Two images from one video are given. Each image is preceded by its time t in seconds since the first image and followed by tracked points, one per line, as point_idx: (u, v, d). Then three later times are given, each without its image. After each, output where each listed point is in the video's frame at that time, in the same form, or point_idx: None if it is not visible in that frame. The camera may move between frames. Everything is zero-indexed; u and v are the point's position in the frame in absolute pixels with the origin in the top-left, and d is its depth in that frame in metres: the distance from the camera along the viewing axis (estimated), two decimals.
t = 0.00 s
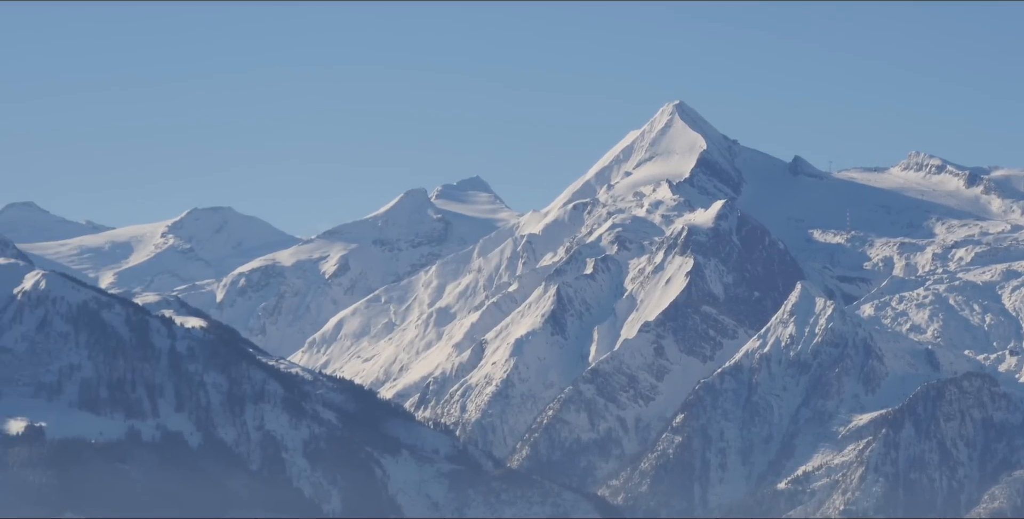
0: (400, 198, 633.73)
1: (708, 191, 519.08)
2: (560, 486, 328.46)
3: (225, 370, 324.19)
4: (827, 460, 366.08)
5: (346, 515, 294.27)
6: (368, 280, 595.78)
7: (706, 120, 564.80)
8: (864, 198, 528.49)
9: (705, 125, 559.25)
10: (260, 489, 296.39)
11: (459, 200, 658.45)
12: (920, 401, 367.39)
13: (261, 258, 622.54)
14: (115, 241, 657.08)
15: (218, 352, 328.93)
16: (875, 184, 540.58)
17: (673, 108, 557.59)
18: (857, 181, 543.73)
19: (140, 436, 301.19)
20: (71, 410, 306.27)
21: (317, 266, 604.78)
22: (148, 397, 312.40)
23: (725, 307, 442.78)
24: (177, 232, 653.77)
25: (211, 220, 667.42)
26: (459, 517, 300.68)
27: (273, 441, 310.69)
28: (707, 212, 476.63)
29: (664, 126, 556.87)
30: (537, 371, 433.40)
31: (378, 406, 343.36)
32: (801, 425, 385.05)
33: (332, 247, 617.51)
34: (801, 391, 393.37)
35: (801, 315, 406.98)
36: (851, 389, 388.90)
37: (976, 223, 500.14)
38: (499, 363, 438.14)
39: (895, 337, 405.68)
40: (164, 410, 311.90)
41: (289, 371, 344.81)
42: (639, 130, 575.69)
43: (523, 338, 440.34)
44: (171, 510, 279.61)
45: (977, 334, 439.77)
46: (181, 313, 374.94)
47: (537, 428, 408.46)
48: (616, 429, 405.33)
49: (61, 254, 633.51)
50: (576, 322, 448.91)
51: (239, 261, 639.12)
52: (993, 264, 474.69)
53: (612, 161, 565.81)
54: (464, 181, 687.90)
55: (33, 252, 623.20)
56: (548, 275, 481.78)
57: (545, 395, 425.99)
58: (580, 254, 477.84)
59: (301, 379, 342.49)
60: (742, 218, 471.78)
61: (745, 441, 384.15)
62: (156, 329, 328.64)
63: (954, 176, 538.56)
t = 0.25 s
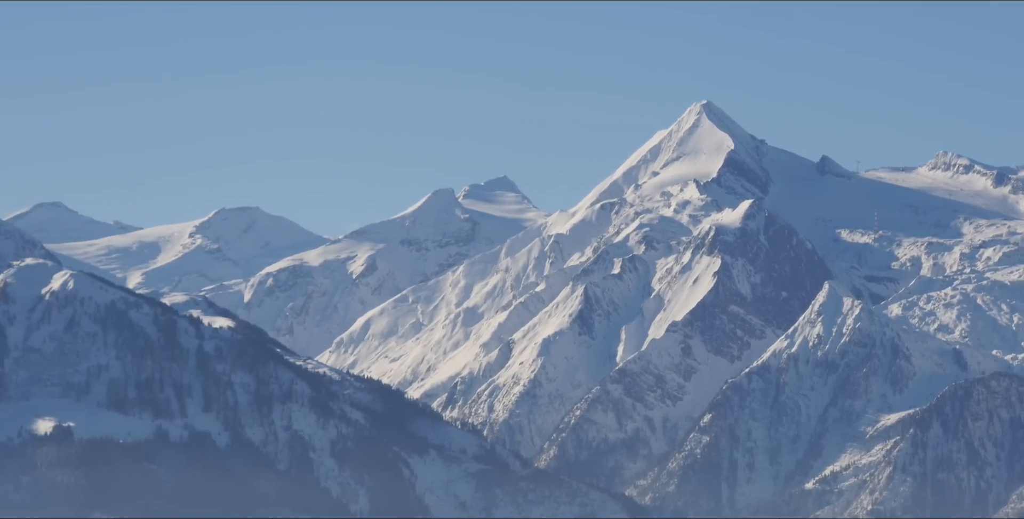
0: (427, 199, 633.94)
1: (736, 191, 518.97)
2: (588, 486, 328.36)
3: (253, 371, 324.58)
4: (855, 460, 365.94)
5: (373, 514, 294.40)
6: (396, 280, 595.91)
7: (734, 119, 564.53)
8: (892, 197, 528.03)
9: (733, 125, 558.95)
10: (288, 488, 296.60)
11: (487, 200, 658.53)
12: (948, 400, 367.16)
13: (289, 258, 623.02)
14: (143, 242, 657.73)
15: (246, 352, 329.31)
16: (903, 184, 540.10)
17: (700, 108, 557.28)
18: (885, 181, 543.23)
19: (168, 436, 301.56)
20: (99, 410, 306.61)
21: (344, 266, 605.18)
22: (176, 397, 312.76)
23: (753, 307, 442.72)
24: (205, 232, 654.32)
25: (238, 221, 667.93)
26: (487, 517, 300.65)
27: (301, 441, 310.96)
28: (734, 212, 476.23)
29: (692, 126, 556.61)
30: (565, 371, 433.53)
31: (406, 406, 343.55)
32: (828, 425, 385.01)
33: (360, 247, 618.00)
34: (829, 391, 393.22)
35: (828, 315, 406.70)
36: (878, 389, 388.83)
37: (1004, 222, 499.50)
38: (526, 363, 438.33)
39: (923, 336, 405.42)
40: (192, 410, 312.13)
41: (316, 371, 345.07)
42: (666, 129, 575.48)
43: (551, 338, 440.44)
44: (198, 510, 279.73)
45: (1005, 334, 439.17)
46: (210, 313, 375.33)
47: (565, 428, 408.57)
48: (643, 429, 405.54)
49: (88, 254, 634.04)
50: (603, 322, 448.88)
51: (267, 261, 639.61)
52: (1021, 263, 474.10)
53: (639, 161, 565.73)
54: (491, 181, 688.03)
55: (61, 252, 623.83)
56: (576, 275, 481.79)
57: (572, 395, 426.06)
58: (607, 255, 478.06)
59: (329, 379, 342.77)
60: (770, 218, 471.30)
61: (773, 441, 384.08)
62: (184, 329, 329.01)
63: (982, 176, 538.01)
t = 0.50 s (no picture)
0: (451, 199, 634.03)
1: (760, 191, 518.80)
2: (612, 486, 328.20)
3: (277, 371, 324.88)
4: (879, 460, 365.80)
5: (398, 515, 294.31)
6: (420, 280, 596.06)
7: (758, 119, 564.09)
8: (917, 197, 527.51)
9: (757, 125, 558.58)
10: (311, 489, 296.57)
11: (511, 200, 658.56)
12: (972, 400, 366.84)
13: (313, 258, 623.36)
14: (167, 242, 658.25)
15: (270, 352, 329.55)
16: (927, 184, 539.59)
17: (724, 107, 556.88)
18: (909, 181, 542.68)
19: (192, 436, 301.80)
20: (124, 410, 306.85)
21: (368, 266, 605.45)
22: (200, 397, 313.00)
23: (777, 307, 442.58)
24: (229, 233, 654.79)
25: (262, 221, 668.22)
26: (511, 517, 300.59)
27: (325, 441, 311.09)
28: (758, 212, 475.82)
29: (716, 126, 556.18)
30: (589, 371, 433.66)
31: (430, 406, 343.63)
32: (853, 424, 384.95)
33: (384, 247, 618.32)
34: (854, 391, 393.09)
35: (852, 315, 406.38)
36: (903, 388, 388.81)
37: None
38: (550, 363, 438.40)
39: (948, 336, 405.17)
40: (216, 411, 312.42)
41: (341, 372, 345.22)
42: (690, 129, 575.15)
43: (575, 338, 440.56)
44: (222, 510, 279.70)
45: None
46: (234, 313, 375.63)
47: (589, 428, 408.61)
48: (667, 428, 405.68)
49: (113, 254, 634.43)
50: (627, 322, 448.73)
51: (291, 262, 640.01)
52: None
53: (663, 161, 565.62)
54: (516, 181, 688.07)
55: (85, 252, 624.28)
56: (600, 275, 481.74)
57: (596, 395, 426.07)
58: (631, 255, 478.08)
59: (353, 379, 342.93)
60: (794, 218, 470.68)
61: (797, 441, 384.02)
62: (208, 329, 329.37)
63: (1006, 176, 537.42)
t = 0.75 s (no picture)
0: (479, 199, 634.11)
1: (787, 191, 518.57)
2: (640, 486, 328.05)
3: (305, 370, 325.13)
4: (906, 460, 365.65)
5: (425, 515, 294.28)
6: (447, 280, 596.28)
7: (785, 119, 563.75)
8: (944, 196, 526.94)
9: (784, 125, 558.25)
10: (339, 488, 296.60)
11: (538, 200, 658.58)
12: (1000, 400, 366.44)
13: (340, 258, 623.64)
14: (195, 242, 658.83)
15: (298, 352, 329.77)
16: (955, 183, 539.04)
17: (751, 107, 556.53)
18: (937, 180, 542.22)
19: (220, 436, 301.99)
20: (151, 410, 307.05)
21: (396, 266, 605.69)
22: (228, 398, 313.23)
23: (804, 307, 442.41)
24: (256, 233, 655.31)
25: (290, 221, 668.68)
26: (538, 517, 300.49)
27: (352, 441, 311.18)
28: (785, 212, 475.48)
29: (743, 125, 555.82)
30: (616, 371, 433.72)
31: (457, 405, 343.62)
32: (880, 424, 384.73)
33: (411, 247, 618.67)
34: (881, 391, 392.87)
35: (880, 315, 405.94)
36: (930, 388, 388.67)
37: None
38: (578, 363, 438.49)
39: (976, 336, 404.76)
40: (243, 411, 312.63)
41: (368, 371, 345.34)
42: (718, 129, 574.90)
43: (602, 338, 440.64)
44: (250, 510, 279.69)
45: None
46: (262, 313, 375.91)
47: (616, 428, 408.57)
48: (695, 428, 405.67)
49: (141, 254, 634.91)
50: (655, 322, 448.54)
51: (318, 262, 640.44)
52: None
53: (691, 161, 565.54)
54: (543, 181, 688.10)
55: (113, 252, 624.86)
56: (627, 274, 481.67)
57: (623, 395, 426.03)
58: (658, 255, 478.03)
59: (380, 379, 343.02)
60: (821, 217, 470.14)
61: (825, 441, 383.88)
62: (235, 329, 329.69)
63: None
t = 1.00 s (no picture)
0: (502, 199, 634.06)
1: (811, 191, 518.29)
2: (663, 486, 327.91)
3: (328, 371, 325.28)
4: (930, 460, 365.44)
5: (449, 515, 294.20)
6: (471, 280, 596.42)
7: (809, 118, 563.26)
8: (968, 196, 526.28)
9: (808, 125, 557.84)
10: (362, 488, 296.57)
11: (562, 200, 658.47)
12: None
13: (364, 259, 623.72)
14: (219, 242, 659.04)
15: (322, 352, 329.95)
16: (978, 183, 538.36)
17: (775, 107, 556.17)
18: (961, 179, 541.60)
19: (244, 436, 302.09)
20: (175, 410, 307.15)
21: (419, 266, 605.78)
22: (251, 398, 313.41)
23: (828, 306, 442.17)
24: (280, 233, 655.49)
25: (313, 220, 668.91)
26: (562, 516, 300.43)
27: (376, 441, 311.16)
28: (809, 212, 475.05)
29: (767, 125, 555.43)
30: (640, 371, 433.61)
31: (481, 405, 343.60)
32: (904, 424, 384.46)
33: (435, 247, 618.82)
34: (905, 391, 392.59)
35: (904, 314, 405.43)
36: (955, 389, 388.54)
37: None
38: (602, 363, 438.42)
39: (1000, 336, 404.34)
40: (267, 411, 312.83)
41: (392, 372, 345.38)
42: (742, 128, 574.54)
43: (626, 338, 440.66)
44: (274, 510, 279.62)
45: None
46: (286, 313, 376.03)
47: (640, 428, 408.49)
48: (719, 428, 405.57)
49: (165, 254, 635.21)
50: (679, 322, 448.30)
51: (342, 262, 640.65)
52: None
53: (715, 161, 565.33)
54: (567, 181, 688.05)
55: (137, 252, 625.18)
56: (651, 274, 481.49)
57: (647, 396, 425.91)
58: (682, 255, 477.89)
59: (404, 379, 343.08)
60: (845, 217, 469.54)
61: (849, 441, 383.70)
62: (259, 330, 329.90)
63: None
